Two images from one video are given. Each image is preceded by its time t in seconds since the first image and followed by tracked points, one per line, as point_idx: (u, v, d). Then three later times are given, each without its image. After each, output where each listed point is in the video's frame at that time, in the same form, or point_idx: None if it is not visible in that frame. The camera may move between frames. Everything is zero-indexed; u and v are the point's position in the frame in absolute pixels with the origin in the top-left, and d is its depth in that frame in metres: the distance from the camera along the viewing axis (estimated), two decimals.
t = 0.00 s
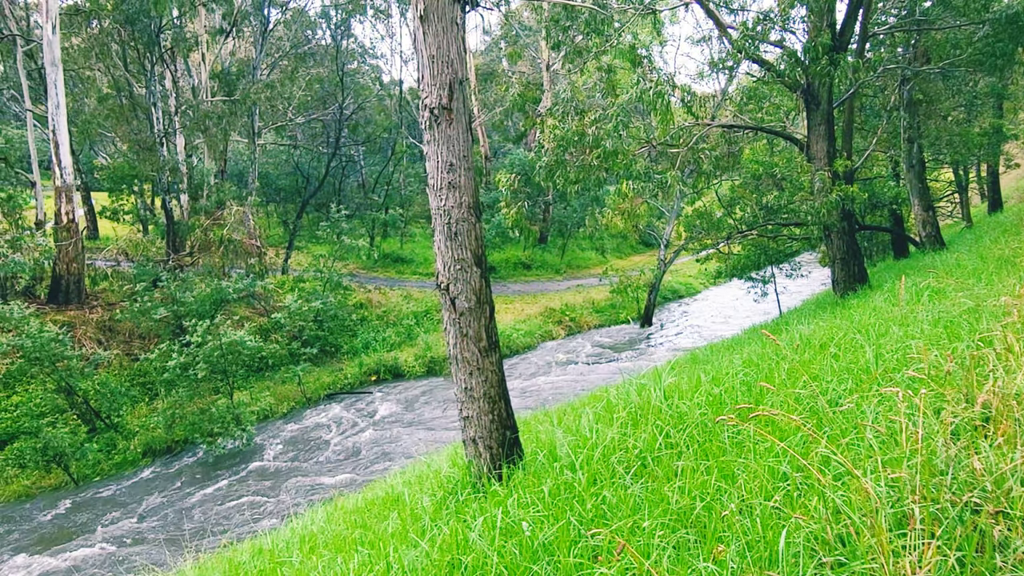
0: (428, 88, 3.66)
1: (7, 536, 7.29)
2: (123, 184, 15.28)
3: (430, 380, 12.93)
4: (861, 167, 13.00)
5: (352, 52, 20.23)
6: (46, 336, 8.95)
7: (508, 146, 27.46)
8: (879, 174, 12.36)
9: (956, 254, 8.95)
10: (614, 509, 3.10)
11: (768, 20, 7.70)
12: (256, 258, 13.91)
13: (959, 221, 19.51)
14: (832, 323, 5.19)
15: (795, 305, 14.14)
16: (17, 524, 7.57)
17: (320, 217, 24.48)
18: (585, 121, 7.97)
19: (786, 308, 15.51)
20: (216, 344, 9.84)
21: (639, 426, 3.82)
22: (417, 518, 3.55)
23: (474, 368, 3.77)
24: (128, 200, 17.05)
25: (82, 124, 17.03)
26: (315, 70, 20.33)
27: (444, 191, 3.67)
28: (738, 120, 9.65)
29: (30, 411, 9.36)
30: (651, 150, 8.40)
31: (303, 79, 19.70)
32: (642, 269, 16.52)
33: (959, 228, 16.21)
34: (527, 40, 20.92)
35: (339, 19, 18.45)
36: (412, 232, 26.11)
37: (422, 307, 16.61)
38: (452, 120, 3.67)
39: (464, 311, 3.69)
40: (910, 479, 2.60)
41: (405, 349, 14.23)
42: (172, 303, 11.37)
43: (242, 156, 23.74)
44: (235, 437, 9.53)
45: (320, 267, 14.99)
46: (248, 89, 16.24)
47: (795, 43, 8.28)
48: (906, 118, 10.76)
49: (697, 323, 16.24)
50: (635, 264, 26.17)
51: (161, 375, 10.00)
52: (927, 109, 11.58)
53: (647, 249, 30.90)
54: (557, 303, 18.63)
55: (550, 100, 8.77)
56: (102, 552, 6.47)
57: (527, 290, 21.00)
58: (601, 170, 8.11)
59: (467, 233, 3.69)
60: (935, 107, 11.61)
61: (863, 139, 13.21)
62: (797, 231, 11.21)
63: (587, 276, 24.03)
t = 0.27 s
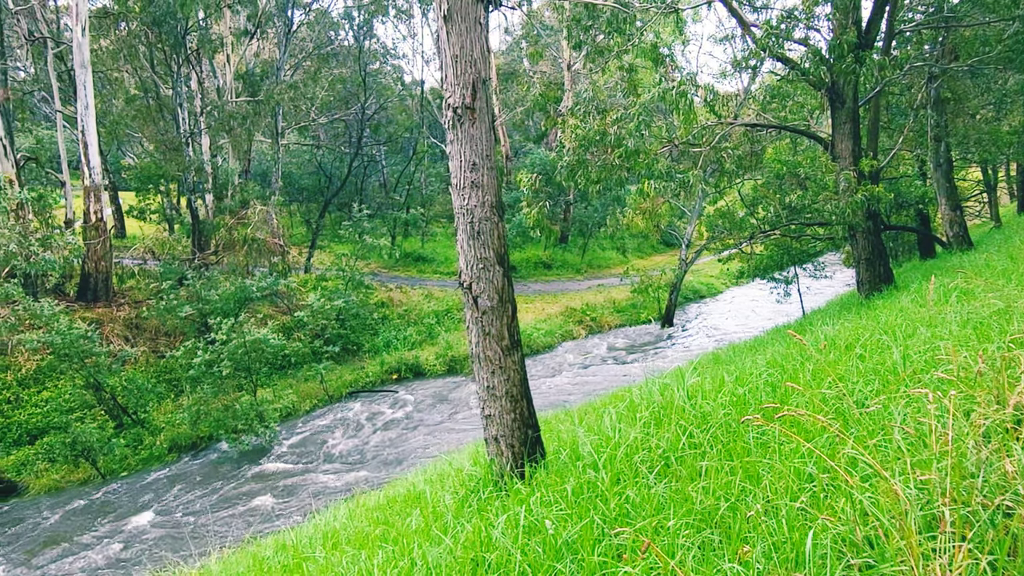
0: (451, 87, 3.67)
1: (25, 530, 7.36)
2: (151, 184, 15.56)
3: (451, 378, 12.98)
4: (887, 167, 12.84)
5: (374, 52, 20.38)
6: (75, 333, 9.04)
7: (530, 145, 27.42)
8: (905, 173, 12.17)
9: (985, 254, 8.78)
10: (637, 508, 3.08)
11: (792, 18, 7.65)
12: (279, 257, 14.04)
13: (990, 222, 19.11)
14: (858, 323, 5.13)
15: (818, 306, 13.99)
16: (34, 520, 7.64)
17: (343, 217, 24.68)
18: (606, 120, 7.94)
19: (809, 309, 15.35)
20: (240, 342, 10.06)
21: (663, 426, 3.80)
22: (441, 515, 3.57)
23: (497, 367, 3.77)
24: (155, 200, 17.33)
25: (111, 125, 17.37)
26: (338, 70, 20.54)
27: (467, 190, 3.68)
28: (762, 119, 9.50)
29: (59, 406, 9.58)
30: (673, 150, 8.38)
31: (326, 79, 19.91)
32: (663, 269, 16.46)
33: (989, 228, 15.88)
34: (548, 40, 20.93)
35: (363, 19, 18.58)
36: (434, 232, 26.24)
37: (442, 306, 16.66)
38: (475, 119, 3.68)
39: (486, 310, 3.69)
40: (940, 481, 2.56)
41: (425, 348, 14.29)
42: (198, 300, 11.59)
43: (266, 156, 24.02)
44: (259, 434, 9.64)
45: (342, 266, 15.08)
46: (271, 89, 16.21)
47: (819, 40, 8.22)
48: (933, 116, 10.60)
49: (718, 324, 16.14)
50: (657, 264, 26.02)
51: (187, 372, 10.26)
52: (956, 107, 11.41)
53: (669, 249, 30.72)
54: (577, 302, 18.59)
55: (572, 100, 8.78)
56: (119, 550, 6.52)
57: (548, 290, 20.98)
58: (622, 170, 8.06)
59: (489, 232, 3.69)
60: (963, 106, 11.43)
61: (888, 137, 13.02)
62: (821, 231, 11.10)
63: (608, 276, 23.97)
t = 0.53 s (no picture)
0: (473, 87, 3.68)
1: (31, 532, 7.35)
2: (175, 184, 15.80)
3: (471, 377, 13.01)
4: (912, 165, 12.67)
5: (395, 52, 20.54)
6: (101, 329, 9.23)
7: (549, 144, 27.42)
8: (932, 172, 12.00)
9: (1014, 254, 8.62)
10: (660, 508, 3.07)
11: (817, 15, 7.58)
12: (300, 256, 14.15)
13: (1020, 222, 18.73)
14: (884, 324, 5.08)
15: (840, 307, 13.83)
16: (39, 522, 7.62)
17: (364, 215, 24.84)
18: (628, 119, 7.91)
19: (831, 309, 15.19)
20: (262, 340, 10.21)
21: (685, 426, 3.78)
22: (463, 513, 3.58)
23: (518, 366, 3.78)
24: (180, 199, 17.57)
25: (137, 125, 17.66)
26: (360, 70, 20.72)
27: (489, 189, 3.69)
28: (784, 117, 9.48)
29: (87, 402, 9.76)
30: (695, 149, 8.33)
31: (348, 79, 20.11)
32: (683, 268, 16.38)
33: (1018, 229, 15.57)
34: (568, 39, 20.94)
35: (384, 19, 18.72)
36: (455, 232, 26.35)
37: (462, 306, 16.69)
38: (497, 118, 3.68)
39: (507, 308, 3.70)
40: (970, 483, 2.52)
41: (445, 347, 14.33)
42: (221, 299, 11.75)
43: (287, 156, 24.28)
44: (281, 432, 9.75)
45: (363, 265, 15.16)
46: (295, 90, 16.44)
47: (844, 37, 8.12)
48: (961, 114, 10.44)
49: (739, 324, 16.02)
50: (677, 264, 25.86)
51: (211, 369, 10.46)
52: (984, 105, 11.23)
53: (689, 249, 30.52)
54: (597, 302, 18.54)
55: (592, 99, 8.77)
56: (131, 550, 6.53)
57: (567, 290, 20.94)
58: (643, 169, 8.01)
59: (511, 230, 3.70)
60: (991, 104, 11.25)
61: (913, 136, 12.87)
62: (844, 230, 10.98)
63: (627, 276, 23.89)
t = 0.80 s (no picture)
0: (493, 85, 3.69)
1: (26, 534, 7.26)
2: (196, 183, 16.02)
3: (490, 376, 13.04)
4: (935, 165, 12.50)
5: (414, 52, 20.65)
6: (124, 325, 9.35)
7: (567, 143, 27.38)
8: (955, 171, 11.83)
9: None
10: (681, 508, 3.06)
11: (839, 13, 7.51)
12: (319, 254, 14.25)
13: None
14: (907, 325, 5.02)
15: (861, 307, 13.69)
16: (33, 524, 7.52)
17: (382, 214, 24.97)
18: (647, 118, 7.91)
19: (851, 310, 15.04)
20: (281, 337, 10.25)
21: (704, 426, 3.76)
22: (482, 511, 3.59)
23: (536, 365, 3.78)
24: (202, 198, 17.79)
25: (160, 125, 17.93)
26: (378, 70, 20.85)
27: (508, 188, 3.69)
28: (805, 116, 9.41)
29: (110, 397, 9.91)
30: (714, 148, 8.28)
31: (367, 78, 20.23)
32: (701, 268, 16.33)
33: None
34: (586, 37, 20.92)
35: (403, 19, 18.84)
36: (473, 231, 26.45)
37: (479, 305, 16.71)
38: (517, 117, 3.69)
39: (526, 307, 3.70)
40: (997, 486, 2.48)
41: (462, 346, 14.35)
42: (242, 296, 11.89)
43: (307, 155, 24.52)
44: (300, 428, 9.81)
45: (381, 264, 15.22)
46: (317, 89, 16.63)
47: (866, 35, 8.04)
48: (986, 113, 10.28)
49: (758, 324, 15.91)
50: (696, 264, 25.67)
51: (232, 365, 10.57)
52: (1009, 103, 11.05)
53: (707, 249, 30.31)
54: (615, 301, 18.51)
55: (611, 98, 8.78)
56: (140, 550, 6.55)
57: (585, 289, 20.92)
58: (662, 168, 7.98)
59: (530, 229, 3.70)
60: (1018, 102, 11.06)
61: (937, 135, 12.72)
62: (866, 231, 10.86)
63: (646, 275, 23.79)
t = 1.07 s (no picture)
0: (512, 84, 3.69)
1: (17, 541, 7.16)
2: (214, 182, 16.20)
3: (506, 374, 13.06)
4: (958, 164, 12.34)
5: (430, 51, 20.70)
6: (145, 323, 9.40)
7: (583, 142, 27.32)
8: (979, 170, 11.66)
9: None
10: (700, 507, 3.05)
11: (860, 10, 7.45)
12: (336, 253, 14.32)
13: None
14: (930, 326, 4.96)
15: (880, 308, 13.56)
16: (22, 531, 7.41)
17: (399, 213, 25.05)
18: (664, 117, 7.90)
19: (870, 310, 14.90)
20: (299, 335, 10.29)
21: (723, 425, 3.75)
22: (499, 509, 3.60)
23: (554, 363, 3.78)
24: (221, 196, 17.96)
25: (181, 123, 18.14)
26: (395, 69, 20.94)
27: (527, 187, 3.70)
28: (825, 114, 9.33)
29: (131, 393, 10.03)
30: (732, 147, 8.25)
31: (383, 78, 20.31)
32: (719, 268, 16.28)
33: None
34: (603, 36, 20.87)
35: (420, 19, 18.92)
36: (489, 230, 26.52)
37: (495, 303, 16.72)
38: (535, 115, 3.69)
39: (544, 306, 3.71)
40: None
41: (478, 344, 14.38)
42: (260, 294, 12.00)
43: (325, 154, 24.71)
44: (317, 425, 9.90)
45: (398, 262, 15.26)
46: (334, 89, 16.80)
47: (888, 32, 7.97)
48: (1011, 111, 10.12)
49: (775, 325, 15.82)
50: (713, 264, 25.51)
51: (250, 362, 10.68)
52: None
53: (724, 249, 30.09)
54: (631, 301, 18.48)
55: (629, 97, 8.79)
56: (149, 549, 6.59)
57: (601, 288, 20.90)
58: (679, 167, 7.93)
59: (548, 228, 3.70)
60: None
61: (960, 134, 12.55)
62: (886, 231, 10.76)
63: (662, 275, 23.68)
